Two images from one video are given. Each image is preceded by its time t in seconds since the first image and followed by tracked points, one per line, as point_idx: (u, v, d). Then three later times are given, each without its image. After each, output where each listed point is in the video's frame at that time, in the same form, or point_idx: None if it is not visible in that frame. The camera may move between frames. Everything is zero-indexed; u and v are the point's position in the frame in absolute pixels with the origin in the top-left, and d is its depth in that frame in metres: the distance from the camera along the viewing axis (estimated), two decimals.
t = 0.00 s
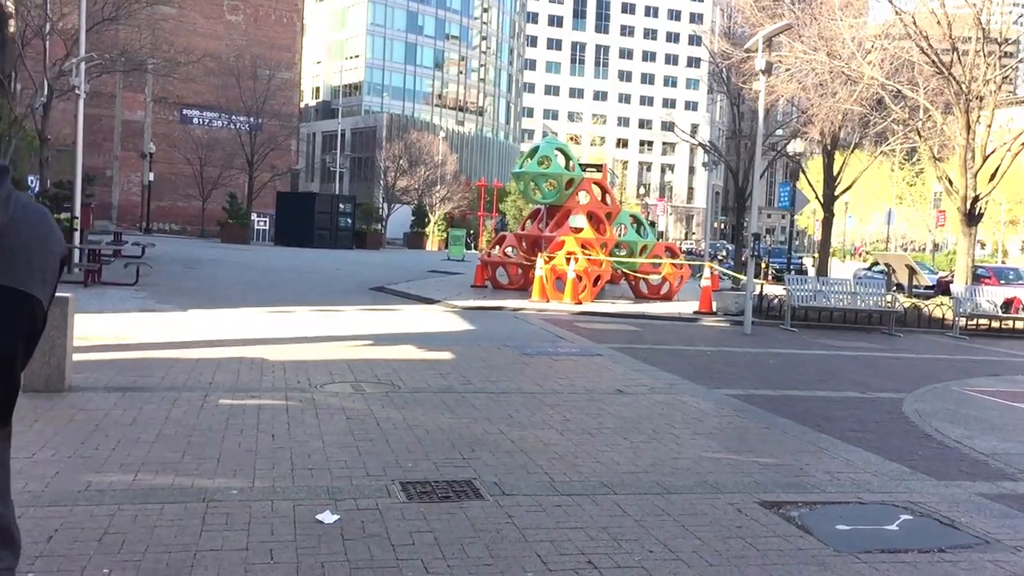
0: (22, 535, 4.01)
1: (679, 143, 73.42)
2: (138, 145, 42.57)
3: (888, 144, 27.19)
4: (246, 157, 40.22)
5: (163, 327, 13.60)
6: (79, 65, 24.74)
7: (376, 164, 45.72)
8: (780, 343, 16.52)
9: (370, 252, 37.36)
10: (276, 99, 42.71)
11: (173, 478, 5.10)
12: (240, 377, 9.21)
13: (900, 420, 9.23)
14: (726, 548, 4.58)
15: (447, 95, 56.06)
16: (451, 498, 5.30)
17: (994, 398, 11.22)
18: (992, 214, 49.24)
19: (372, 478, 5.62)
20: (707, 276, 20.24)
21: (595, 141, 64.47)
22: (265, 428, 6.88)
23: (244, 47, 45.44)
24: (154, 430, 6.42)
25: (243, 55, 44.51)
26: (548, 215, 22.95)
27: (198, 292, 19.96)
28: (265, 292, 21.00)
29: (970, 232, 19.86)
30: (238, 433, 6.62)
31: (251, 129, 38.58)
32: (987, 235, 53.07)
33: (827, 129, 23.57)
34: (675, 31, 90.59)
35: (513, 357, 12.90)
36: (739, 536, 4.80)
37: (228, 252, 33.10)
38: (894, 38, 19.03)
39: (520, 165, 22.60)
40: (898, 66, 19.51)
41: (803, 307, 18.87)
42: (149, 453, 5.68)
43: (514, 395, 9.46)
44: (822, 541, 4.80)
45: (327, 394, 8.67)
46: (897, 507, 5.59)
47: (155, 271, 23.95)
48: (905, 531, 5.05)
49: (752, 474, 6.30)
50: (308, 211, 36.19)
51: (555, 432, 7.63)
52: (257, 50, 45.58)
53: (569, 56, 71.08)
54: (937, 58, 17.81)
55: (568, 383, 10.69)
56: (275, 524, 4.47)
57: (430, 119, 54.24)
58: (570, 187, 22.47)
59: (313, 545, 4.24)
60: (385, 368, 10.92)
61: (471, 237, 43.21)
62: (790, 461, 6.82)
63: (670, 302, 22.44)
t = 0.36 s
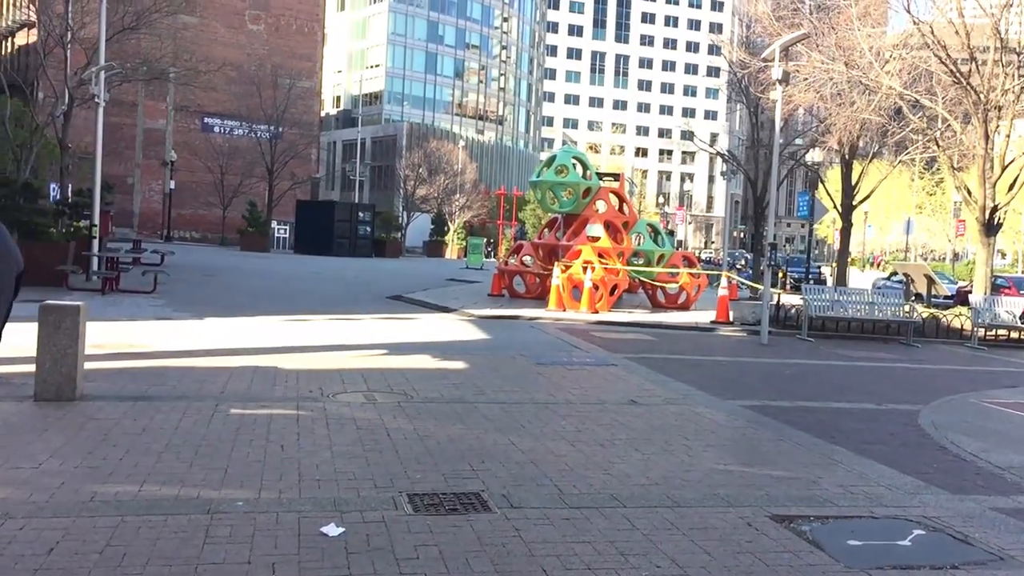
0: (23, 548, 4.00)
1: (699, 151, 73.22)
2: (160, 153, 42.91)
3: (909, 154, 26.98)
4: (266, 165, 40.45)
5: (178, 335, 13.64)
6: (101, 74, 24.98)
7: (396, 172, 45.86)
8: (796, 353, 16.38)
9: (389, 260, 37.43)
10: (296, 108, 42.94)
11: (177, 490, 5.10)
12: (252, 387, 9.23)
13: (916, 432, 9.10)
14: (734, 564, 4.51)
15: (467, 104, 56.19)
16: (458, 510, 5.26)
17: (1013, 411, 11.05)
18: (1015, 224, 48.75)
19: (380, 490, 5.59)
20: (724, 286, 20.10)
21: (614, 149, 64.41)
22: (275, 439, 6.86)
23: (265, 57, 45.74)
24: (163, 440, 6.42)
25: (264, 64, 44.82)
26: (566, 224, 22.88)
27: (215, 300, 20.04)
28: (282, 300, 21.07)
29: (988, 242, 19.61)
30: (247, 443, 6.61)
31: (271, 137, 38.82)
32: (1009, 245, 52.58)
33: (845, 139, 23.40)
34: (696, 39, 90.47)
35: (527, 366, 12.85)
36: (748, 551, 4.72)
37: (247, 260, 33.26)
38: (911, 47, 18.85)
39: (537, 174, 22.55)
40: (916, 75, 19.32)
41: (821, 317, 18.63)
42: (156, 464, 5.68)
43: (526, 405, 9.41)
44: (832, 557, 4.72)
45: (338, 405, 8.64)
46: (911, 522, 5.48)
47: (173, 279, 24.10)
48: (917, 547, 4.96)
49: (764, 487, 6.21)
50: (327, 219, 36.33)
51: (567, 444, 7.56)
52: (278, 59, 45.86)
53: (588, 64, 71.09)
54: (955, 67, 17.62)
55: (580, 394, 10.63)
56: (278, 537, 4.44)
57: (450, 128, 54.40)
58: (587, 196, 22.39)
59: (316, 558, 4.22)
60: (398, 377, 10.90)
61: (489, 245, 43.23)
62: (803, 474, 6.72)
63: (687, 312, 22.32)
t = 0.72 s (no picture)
0: (37, 562, 3.99)
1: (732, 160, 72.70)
2: (195, 164, 43.34)
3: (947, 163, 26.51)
4: (300, 175, 40.75)
5: (206, 346, 13.70)
6: (136, 86, 25.28)
7: (428, 182, 45.98)
8: (827, 364, 16.14)
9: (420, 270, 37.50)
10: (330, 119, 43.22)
11: (194, 503, 5.09)
12: (276, 397, 9.22)
13: (949, 447, 8.88)
14: None
15: (500, 114, 56.23)
16: (477, 526, 5.18)
17: None
18: None
19: (399, 503, 5.53)
20: (755, 296, 19.85)
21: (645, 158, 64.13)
22: (297, 451, 6.84)
23: (299, 68, 46.07)
24: (183, 452, 6.43)
25: (299, 75, 45.18)
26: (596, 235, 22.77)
27: (245, 310, 20.14)
28: (311, 310, 21.14)
29: None
30: (269, 455, 6.59)
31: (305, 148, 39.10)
32: None
33: (877, 148, 23.08)
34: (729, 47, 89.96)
35: (553, 377, 12.76)
36: (771, 570, 4.60)
37: (279, 270, 33.48)
38: (944, 55, 18.52)
39: (567, 184, 22.50)
40: (950, 84, 18.98)
41: (852, 328, 18.37)
42: (175, 476, 5.67)
43: (551, 417, 9.31)
44: None
45: (362, 416, 8.61)
46: (941, 541, 5.32)
47: (204, 288, 24.30)
48: (948, 567, 4.80)
49: (790, 504, 6.07)
50: (360, 229, 36.52)
51: (591, 457, 7.46)
52: (311, 69, 46.22)
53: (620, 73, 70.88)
54: (989, 74, 17.29)
55: (606, 405, 10.53)
56: (292, 553, 4.39)
57: (483, 138, 54.45)
58: (616, 207, 22.27)
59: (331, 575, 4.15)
60: (422, 389, 10.85)
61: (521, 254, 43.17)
62: (831, 491, 6.56)
63: (718, 322, 22.11)
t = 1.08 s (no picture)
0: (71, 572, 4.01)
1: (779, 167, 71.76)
2: (245, 174, 43.88)
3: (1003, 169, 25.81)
4: (347, 185, 41.06)
5: (249, 355, 13.83)
6: (184, 98, 25.65)
7: (474, 192, 46.03)
8: (876, 375, 15.78)
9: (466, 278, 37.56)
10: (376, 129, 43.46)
11: (229, 513, 5.09)
12: (316, 407, 9.24)
13: (1002, 462, 8.59)
14: None
15: (545, 123, 56.15)
16: (510, 539, 5.11)
17: None
18: None
19: (433, 515, 5.48)
20: (801, 305, 19.49)
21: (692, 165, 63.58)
22: (334, 461, 6.82)
23: (346, 79, 46.40)
24: (220, 461, 6.45)
25: (346, 86, 45.52)
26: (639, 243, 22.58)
27: (290, 319, 20.33)
28: (355, 319, 21.26)
29: None
30: (304, 465, 6.58)
31: (352, 159, 39.41)
32: None
33: (928, 155, 22.55)
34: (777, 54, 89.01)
35: (594, 387, 12.64)
36: None
37: (325, 278, 33.75)
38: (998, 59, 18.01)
39: (610, 192, 22.36)
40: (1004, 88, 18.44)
41: (902, 337, 18.06)
42: (212, 486, 5.69)
43: (591, 428, 9.22)
44: None
45: (400, 426, 8.58)
46: (992, 560, 5.13)
47: (251, 297, 24.59)
48: None
49: (833, 519, 5.91)
50: (405, 238, 36.70)
51: (629, 469, 7.35)
52: (358, 80, 46.55)
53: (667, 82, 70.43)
54: None
55: (647, 416, 10.39)
56: (323, 566, 4.35)
57: (528, 146, 54.34)
58: (660, 215, 22.08)
59: None
60: (462, 398, 10.81)
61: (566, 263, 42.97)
62: (876, 506, 6.37)
63: (764, 331, 21.77)
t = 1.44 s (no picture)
0: None
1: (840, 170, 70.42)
2: (303, 182, 44.47)
3: None
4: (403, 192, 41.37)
5: (304, 361, 13.98)
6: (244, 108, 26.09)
7: (529, 198, 46.02)
8: (939, 383, 15.33)
9: (521, 284, 37.55)
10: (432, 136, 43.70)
11: (275, 520, 5.13)
12: (366, 413, 9.28)
13: None
14: None
15: (600, 128, 55.92)
16: (555, 550, 5.06)
17: None
18: None
19: (478, 525, 5.45)
20: (861, 310, 18.98)
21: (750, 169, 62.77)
22: (381, 468, 6.83)
23: (402, 86, 46.71)
24: (269, 467, 6.50)
25: (402, 94, 45.87)
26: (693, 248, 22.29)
27: (345, 325, 20.53)
28: (408, 326, 21.38)
29: None
30: (352, 472, 6.60)
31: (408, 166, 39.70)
32: None
33: (994, 156, 21.86)
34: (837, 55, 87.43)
35: (646, 395, 12.50)
36: None
37: (381, 285, 34.03)
38: None
39: (664, 197, 22.11)
40: None
41: (967, 345, 17.56)
42: (260, 492, 5.73)
43: (641, 436, 9.10)
44: None
45: (449, 433, 8.57)
46: None
47: (307, 304, 24.92)
48: None
49: (889, 533, 5.73)
50: (460, 245, 36.84)
51: (679, 479, 7.23)
52: (415, 87, 46.92)
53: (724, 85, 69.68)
54: None
55: (699, 424, 10.23)
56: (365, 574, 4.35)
57: (584, 151, 54.12)
58: (714, 219, 21.75)
59: None
60: (512, 405, 10.78)
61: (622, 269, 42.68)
62: (934, 519, 6.17)
63: (823, 337, 21.32)
